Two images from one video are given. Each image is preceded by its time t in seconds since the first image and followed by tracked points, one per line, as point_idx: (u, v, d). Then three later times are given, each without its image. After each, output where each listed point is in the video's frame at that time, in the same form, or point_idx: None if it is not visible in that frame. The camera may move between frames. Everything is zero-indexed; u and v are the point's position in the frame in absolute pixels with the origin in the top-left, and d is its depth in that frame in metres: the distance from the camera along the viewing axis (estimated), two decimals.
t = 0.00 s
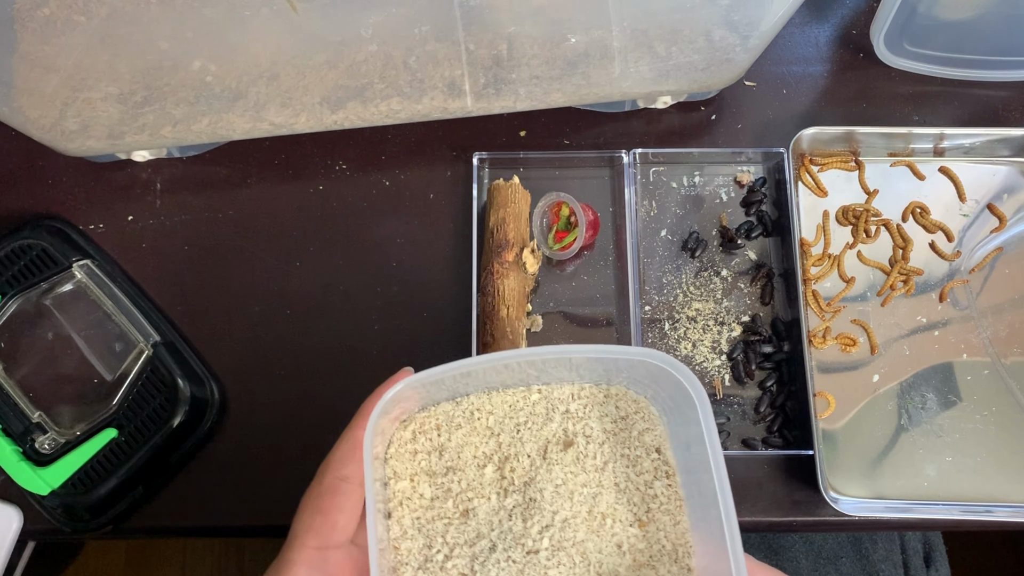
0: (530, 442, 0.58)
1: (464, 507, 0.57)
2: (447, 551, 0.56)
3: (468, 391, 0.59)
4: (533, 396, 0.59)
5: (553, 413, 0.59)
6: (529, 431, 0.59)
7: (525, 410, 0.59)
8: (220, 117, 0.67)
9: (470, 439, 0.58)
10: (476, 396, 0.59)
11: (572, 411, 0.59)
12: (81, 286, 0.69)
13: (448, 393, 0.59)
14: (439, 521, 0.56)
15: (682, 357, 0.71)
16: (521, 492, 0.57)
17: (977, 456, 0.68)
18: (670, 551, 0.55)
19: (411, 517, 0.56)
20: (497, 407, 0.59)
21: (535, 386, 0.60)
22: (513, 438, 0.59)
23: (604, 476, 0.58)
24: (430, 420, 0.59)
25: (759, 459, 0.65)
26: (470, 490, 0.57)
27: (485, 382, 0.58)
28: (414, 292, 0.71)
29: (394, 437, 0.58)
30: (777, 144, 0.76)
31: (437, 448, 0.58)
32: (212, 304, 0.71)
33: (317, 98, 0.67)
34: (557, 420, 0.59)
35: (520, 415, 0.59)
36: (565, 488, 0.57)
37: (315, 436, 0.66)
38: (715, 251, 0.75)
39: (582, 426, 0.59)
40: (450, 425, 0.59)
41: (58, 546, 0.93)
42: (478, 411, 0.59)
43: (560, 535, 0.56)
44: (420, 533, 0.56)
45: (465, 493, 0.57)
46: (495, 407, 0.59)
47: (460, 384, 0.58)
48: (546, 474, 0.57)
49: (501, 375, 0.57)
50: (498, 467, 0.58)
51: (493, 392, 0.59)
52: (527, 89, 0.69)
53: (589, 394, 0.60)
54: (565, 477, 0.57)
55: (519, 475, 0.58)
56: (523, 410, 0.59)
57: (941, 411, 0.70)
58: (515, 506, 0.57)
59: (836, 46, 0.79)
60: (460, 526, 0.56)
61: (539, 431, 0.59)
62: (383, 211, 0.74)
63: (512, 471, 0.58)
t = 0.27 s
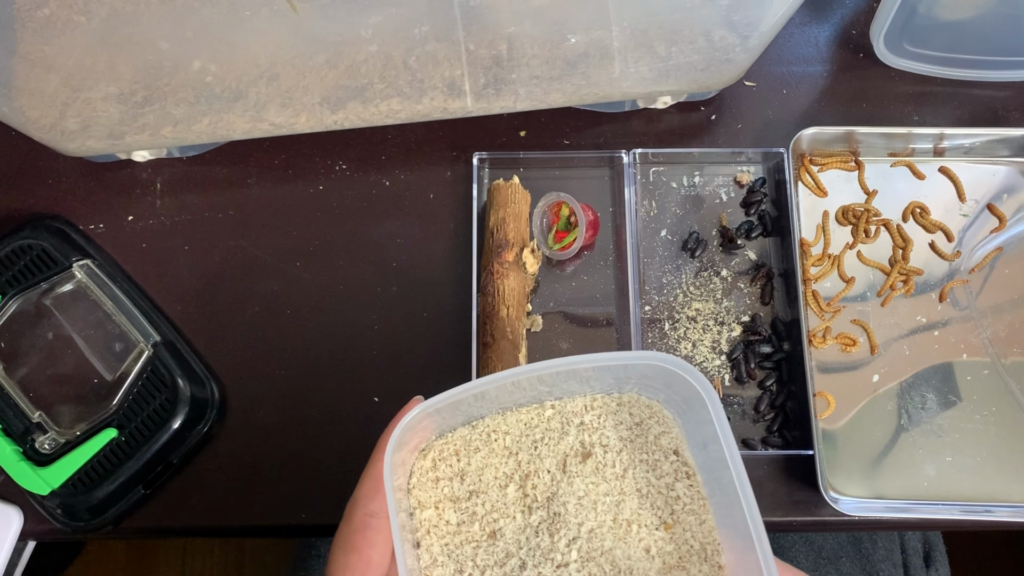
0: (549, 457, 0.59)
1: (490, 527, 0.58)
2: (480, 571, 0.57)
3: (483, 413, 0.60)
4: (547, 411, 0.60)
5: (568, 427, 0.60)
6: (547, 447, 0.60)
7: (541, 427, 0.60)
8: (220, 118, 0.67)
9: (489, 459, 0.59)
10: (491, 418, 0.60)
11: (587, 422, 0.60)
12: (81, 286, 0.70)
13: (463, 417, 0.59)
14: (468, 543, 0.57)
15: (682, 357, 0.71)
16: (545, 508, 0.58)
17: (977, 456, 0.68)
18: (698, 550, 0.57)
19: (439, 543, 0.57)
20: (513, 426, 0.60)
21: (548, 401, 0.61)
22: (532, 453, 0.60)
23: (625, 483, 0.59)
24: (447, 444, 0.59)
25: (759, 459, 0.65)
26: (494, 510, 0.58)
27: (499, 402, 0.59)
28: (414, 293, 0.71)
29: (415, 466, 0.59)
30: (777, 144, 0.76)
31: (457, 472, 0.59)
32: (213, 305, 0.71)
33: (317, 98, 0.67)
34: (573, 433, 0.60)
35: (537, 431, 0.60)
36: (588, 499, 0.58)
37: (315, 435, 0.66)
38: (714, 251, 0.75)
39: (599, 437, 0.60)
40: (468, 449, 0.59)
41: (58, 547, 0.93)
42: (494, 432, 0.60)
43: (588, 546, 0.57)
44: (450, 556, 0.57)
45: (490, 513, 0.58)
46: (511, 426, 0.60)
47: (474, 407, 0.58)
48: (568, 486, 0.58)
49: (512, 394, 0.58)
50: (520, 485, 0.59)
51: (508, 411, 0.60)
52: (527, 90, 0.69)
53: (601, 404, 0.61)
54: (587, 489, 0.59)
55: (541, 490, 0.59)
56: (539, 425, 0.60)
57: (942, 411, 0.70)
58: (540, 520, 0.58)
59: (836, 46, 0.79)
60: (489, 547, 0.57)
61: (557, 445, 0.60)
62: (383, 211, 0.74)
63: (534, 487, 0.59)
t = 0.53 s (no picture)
0: (595, 450, 0.57)
1: (530, 518, 0.55)
2: (517, 564, 0.53)
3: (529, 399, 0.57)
4: (597, 402, 0.57)
5: (616, 420, 0.57)
6: (594, 439, 0.57)
7: (588, 418, 0.57)
8: (220, 118, 0.67)
9: (533, 448, 0.56)
10: (537, 405, 0.57)
11: (637, 416, 0.57)
12: (81, 285, 0.70)
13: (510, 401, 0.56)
14: (506, 533, 0.54)
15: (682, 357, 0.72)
16: (588, 502, 0.55)
17: (977, 456, 0.68)
18: (744, 557, 0.54)
19: (476, 529, 0.54)
20: (559, 414, 0.57)
21: (598, 392, 0.58)
22: (578, 445, 0.57)
23: (674, 483, 0.56)
24: (490, 427, 0.56)
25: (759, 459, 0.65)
26: (535, 501, 0.55)
27: (549, 390, 0.56)
28: (414, 292, 0.71)
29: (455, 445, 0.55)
30: (777, 144, 0.76)
31: (499, 458, 0.56)
32: (213, 305, 0.71)
33: (317, 98, 0.67)
34: (621, 428, 0.57)
35: (584, 422, 0.57)
36: (634, 496, 0.55)
37: (315, 435, 0.66)
38: (714, 251, 0.75)
39: (649, 433, 0.57)
40: (512, 434, 0.56)
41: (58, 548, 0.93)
42: (540, 419, 0.57)
43: (633, 545, 0.54)
44: (485, 545, 0.54)
45: (531, 504, 0.55)
46: (557, 415, 0.57)
47: (523, 393, 0.55)
48: (614, 482, 0.55)
49: (564, 383, 0.55)
50: (564, 476, 0.56)
51: (556, 399, 0.57)
52: (527, 90, 0.69)
53: (651, 399, 0.58)
54: (633, 486, 0.56)
55: (586, 484, 0.56)
56: (587, 417, 0.57)
57: (942, 411, 0.70)
58: (582, 516, 0.55)
59: (836, 45, 0.79)
60: (528, 539, 0.54)
61: (604, 438, 0.57)
62: (383, 211, 0.74)
63: (579, 480, 0.56)
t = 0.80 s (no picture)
0: (767, 415, 0.53)
1: (688, 479, 0.50)
2: (670, 526, 0.49)
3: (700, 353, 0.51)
4: (772, 363, 0.53)
5: (795, 386, 0.53)
6: (768, 404, 0.53)
7: (762, 379, 0.53)
8: (220, 117, 0.67)
9: (698, 405, 0.52)
10: (710, 359, 0.52)
11: (818, 385, 0.53)
12: (81, 285, 0.70)
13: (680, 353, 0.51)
14: (659, 489, 0.50)
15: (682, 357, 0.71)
16: (756, 472, 0.51)
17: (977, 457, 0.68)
18: (919, 551, 0.50)
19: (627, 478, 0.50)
20: (730, 371, 0.52)
21: (773, 355, 0.53)
22: (749, 407, 0.53)
23: (850, 460, 0.52)
24: (654, 375, 0.51)
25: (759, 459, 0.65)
26: (699, 462, 0.51)
27: (742, 345, 0.51)
28: (414, 293, 0.71)
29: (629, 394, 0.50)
30: (777, 144, 0.76)
31: (662, 410, 0.51)
32: (212, 305, 0.71)
33: (317, 98, 0.67)
34: (798, 396, 0.53)
35: (757, 385, 0.53)
36: (808, 471, 0.51)
37: (315, 435, 0.66)
38: (715, 251, 0.75)
39: (829, 404, 0.53)
40: (677, 386, 0.51)
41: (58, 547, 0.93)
42: (711, 375, 0.52)
43: (801, 522, 0.50)
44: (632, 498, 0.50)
45: (693, 463, 0.51)
46: (729, 371, 0.52)
47: (697, 344, 0.50)
48: (787, 453, 0.51)
49: (773, 339, 0.51)
50: (730, 440, 0.52)
51: (731, 354, 0.52)
52: (527, 90, 0.69)
53: (861, 371, 0.53)
54: (808, 460, 0.52)
55: (755, 452, 0.52)
56: (759, 380, 0.53)
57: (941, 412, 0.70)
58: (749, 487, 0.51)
59: (836, 46, 0.79)
60: (684, 500, 0.50)
61: (780, 404, 0.53)
62: (383, 211, 0.74)
63: (744, 446, 0.52)
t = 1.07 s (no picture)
0: (945, 403, 0.54)
1: (858, 449, 0.53)
2: (832, 487, 0.52)
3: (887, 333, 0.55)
4: (948, 356, 0.55)
5: (974, 379, 0.55)
6: (947, 393, 0.54)
7: (944, 369, 0.55)
8: (220, 118, 0.67)
9: (876, 380, 0.55)
10: (892, 340, 0.55)
11: (995, 383, 0.55)
12: (81, 285, 0.70)
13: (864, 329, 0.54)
14: (827, 453, 0.53)
15: (682, 357, 0.72)
16: (926, 454, 0.53)
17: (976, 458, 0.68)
18: None
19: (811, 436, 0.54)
20: (914, 356, 0.55)
21: (953, 349, 0.55)
22: (926, 394, 0.54)
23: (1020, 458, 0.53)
24: (839, 348, 0.55)
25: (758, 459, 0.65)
26: (870, 434, 0.54)
27: (923, 330, 0.54)
28: (414, 293, 0.71)
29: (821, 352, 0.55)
30: (776, 145, 0.76)
31: (839, 379, 0.55)
32: (213, 305, 0.71)
33: (317, 98, 0.67)
34: (977, 389, 0.54)
35: (936, 373, 0.55)
36: (978, 460, 0.53)
37: (315, 436, 0.66)
38: (714, 251, 0.76)
39: (1006, 403, 0.54)
40: (859, 360, 0.55)
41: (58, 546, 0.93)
42: (893, 356, 0.55)
43: (963, 506, 0.52)
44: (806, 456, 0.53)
45: (865, 435, 0.54)
46: (911, 354, 0.55)
47: (883, 323, 0.53)
48: (960, 439, 0.53)
49: (934, 323, 0.53)
50: (904, 418, 0.54)
51: (910, 340, 0.55)
52: (527, 90, 0.69)
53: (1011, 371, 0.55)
54: (977, 449, 0.53)
55: (928, 434, 0.54)
56: (941, 369, 0.55)
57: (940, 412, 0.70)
58: (916, 464, 0.53)
59: (836, 46, 0.79)
60: (852, 467, 0.53)
61: (959, 395, 0.54)
62: (383, 211, 0.74)
63: (920, 429, 0.54)
